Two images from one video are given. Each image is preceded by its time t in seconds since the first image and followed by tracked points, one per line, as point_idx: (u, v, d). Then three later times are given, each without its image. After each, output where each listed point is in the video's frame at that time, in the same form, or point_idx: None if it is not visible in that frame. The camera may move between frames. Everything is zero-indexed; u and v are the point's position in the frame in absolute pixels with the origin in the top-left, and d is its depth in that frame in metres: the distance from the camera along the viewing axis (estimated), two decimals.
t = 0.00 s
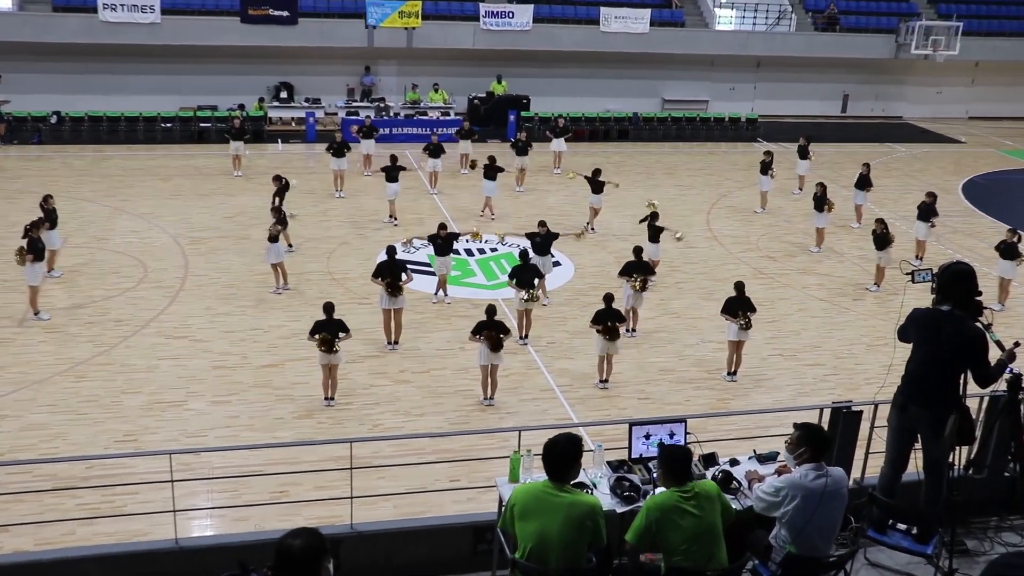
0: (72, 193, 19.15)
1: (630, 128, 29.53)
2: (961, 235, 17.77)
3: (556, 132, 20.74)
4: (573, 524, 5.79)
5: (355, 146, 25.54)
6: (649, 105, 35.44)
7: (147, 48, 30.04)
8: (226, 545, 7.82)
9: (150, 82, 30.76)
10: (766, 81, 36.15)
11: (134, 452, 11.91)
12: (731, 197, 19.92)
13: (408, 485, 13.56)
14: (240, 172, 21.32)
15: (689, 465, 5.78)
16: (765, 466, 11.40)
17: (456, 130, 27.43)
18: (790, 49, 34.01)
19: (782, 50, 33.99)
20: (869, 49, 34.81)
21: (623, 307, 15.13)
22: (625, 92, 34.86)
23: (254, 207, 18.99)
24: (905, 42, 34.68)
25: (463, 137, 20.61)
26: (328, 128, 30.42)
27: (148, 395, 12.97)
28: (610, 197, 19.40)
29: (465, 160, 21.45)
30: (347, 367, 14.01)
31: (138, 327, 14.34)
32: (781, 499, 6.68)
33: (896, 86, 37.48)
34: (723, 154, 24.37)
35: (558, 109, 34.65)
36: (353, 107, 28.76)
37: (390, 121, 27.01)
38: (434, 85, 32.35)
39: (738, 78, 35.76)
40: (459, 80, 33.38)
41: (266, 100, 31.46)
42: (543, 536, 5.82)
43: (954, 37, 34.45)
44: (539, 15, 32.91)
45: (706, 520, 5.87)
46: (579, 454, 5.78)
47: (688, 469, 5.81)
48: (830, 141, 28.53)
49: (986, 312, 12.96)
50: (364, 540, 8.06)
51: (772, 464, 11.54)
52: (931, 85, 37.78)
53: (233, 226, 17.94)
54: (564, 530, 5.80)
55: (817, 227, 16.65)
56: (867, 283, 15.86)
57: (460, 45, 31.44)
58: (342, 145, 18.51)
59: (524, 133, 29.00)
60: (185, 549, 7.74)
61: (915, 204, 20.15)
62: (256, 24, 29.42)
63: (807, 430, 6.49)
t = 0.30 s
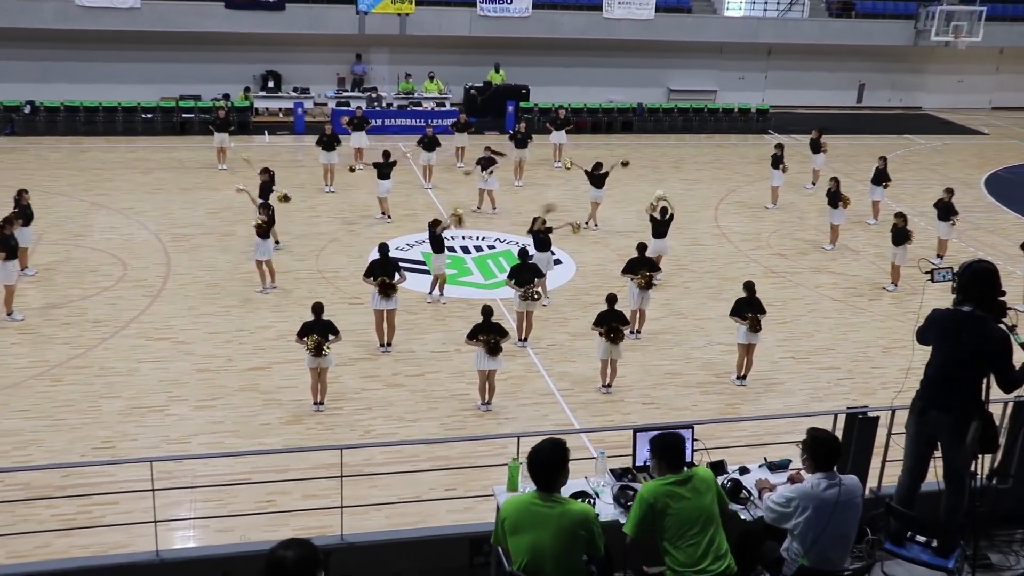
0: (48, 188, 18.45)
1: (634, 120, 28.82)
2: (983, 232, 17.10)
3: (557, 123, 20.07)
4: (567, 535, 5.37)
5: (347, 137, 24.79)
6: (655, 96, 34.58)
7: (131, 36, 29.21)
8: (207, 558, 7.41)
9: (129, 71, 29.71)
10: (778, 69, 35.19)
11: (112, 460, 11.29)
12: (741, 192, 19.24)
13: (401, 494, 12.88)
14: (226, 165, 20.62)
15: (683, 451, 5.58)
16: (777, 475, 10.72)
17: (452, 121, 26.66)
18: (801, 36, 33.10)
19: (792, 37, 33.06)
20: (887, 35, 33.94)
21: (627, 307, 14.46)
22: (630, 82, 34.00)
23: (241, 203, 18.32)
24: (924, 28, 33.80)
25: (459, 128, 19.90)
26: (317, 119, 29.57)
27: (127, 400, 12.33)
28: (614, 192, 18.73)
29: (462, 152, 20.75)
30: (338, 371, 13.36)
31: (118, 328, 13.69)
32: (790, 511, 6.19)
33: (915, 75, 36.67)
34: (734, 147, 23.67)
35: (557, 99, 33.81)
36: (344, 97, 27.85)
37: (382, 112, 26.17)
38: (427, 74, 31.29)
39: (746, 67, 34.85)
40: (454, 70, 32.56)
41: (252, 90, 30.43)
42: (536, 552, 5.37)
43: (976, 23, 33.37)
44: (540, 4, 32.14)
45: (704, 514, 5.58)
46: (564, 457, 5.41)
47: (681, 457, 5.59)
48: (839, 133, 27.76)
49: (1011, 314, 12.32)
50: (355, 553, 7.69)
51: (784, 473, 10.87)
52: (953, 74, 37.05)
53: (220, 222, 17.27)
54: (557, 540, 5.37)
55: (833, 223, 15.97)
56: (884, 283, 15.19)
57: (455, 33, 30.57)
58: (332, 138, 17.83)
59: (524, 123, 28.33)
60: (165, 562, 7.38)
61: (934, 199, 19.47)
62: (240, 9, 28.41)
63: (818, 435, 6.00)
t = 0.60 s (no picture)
0: (26, 182, 17.71)
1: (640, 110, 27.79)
2: (1011, 229, 16.42)
3: (560, 114, 19.38)
4: (566, 548, 4.97)
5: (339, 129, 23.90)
6: (665, 85, 32.69)
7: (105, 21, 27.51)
8: (189, 572, 6.89)
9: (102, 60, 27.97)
10: (793, 55, 33.26)
11: (90, 469, 10.64)
12: (754, 187, 18.52)
13: (397, 505, 12.18)
14: (212, 159, 19.90)
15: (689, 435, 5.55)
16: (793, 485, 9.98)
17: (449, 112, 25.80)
18: (820, 21, 31.61)
19: (810, 22, 31.55)
20: (909, 20, 32.15)
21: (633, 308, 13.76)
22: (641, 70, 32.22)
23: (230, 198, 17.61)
24: (949, 13, 31.98)
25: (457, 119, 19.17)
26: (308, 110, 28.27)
27: (106, 406, 11.67)
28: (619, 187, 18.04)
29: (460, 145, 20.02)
30: (329, 375, 12.68)
31: (97, 329, 13.01)
32: (804, 523, 5.76)
33: (942, 64, 34.54)
34: (745, 139, 22.90)
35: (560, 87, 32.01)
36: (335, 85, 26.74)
37: (376, 101, 25.19)
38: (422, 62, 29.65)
39: (762, 55, 32.88)
40: (450, 58, 30.75)
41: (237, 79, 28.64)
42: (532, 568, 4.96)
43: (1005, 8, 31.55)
44: None
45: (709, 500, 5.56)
46: (557, 469, 4.99)
47: (686, 441, 5.56)
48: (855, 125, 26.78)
49: None
50: (347, 567, 7.15)
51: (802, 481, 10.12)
52: (982, 60, 34.85)
53: (207, 218, 16.57)
54: (555, 554, 4.97)
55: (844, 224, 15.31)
56: (905, 282, 14.52)
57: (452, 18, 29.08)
58: (323, 136, 17.12)
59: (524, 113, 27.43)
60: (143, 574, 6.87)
61: (959, 194, 18.78)
62: None
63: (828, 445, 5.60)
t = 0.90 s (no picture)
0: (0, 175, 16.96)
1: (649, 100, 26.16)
2: None
3: (564, 104, 18.65)
4: (575, 558, 4.31)
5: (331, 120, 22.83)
6: (673, 72, 31.08)
7: None
8: None
9: (90, 43, 27.16)
10: (811, 42, 31.87)
11: (63, 480, 9.97)
12: (769, 181, 17.77)
13: (392, 516, 11.45)
14: (194, 149, 19.07)
15: (702, 424, 5.02)
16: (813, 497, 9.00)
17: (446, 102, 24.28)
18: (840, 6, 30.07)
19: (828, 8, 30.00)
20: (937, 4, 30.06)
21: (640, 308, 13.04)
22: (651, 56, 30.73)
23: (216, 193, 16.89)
24: None
25: (456, 107, 18.42)
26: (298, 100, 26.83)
27: (82, 412, 10.98)
28: (626, 181, 17.32)
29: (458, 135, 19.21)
30: (320, 379, 11.98)
31: (72, 331, 12.32)
32: (819, 542, 5.02)
33: (970, 48, 33.00)
34: (758, 130, 22.09)
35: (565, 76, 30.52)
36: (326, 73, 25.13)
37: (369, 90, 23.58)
38: (418, 50, 27.96)
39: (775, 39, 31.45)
40: (448, 44, 29.40)
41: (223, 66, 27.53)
42: None
43: None
44: None
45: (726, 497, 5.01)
46: (569, 468, 4.38)
47: (699, 431, 5.01)
48: (873, 115, 25.76)
49: None
50: None
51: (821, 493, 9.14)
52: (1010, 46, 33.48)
53: (193, 213, 15.86)
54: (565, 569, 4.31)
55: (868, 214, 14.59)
56: (931, 281, 13.83)
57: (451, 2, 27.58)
58: (314, 119, 16.44)
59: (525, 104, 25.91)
60: None
61: (985, 188, 18.06)
62: None
63: (844, 452, 4.87)
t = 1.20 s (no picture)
0: None
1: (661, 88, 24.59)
2: None
3: (571, 92, 17.89)
4: (597, 564, 4.03)
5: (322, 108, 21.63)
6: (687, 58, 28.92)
7: None
8: None
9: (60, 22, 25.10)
10: (834, 25, 29.67)
11: (34, 492, 9.31)
12: (789, 174, 16.99)
13: (387, 529, 10.75)
14: (176, 138, 18.21)
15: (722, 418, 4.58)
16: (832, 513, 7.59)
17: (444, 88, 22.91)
18: None
19: None
20: None
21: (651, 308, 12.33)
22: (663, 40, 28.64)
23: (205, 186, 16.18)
24: None
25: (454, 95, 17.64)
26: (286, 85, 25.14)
27: (55, 419, 10.30)
28: (635, 174, 16.59)
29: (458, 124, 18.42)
30: (311, 383, 11.27)
31: (47, 333, 11.61)
32: (842, 557, 4.75)
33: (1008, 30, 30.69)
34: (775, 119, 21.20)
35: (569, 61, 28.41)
36: (317, 55, 23.62)
37: (362, 78, 22.28)
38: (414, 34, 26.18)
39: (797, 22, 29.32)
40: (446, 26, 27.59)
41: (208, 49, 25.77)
42: None
43: None
44: None
45: (749, 498, 4.60)
46: (585, 469, 4.10)
47: (719, 426, 4.57)
48: (897, 105, 24.63)
49: None
50: None
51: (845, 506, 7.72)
52: None
53: (180, 207, 15.13)
54: None
55: (902, 208, 13.92)
56: (963, 280, 13.11)
57: None
58: (303, 108, 15.72)
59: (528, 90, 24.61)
60: None
61: (1016, 182, 17.29)
62: None
63: (869, 463, 4.60)
